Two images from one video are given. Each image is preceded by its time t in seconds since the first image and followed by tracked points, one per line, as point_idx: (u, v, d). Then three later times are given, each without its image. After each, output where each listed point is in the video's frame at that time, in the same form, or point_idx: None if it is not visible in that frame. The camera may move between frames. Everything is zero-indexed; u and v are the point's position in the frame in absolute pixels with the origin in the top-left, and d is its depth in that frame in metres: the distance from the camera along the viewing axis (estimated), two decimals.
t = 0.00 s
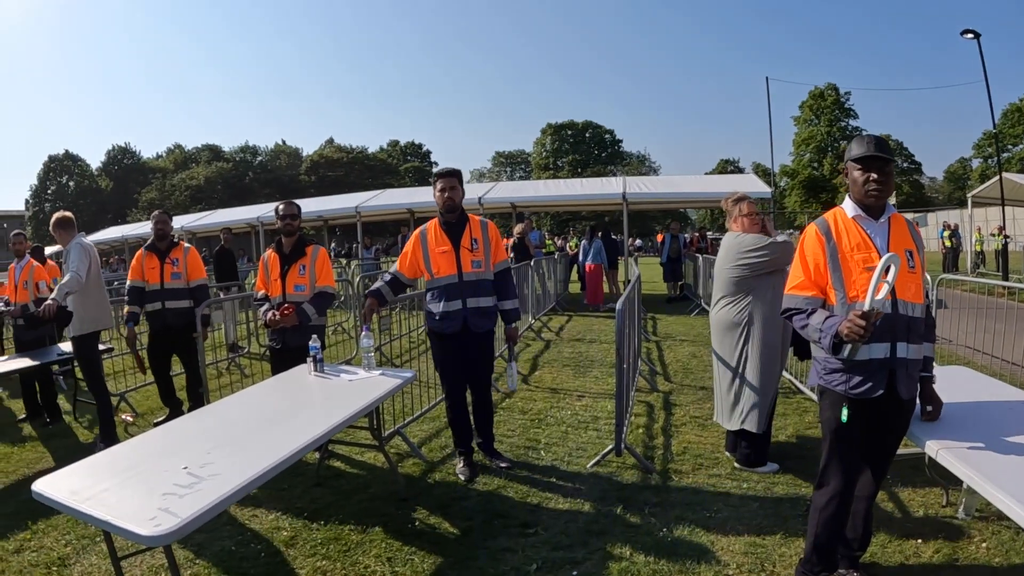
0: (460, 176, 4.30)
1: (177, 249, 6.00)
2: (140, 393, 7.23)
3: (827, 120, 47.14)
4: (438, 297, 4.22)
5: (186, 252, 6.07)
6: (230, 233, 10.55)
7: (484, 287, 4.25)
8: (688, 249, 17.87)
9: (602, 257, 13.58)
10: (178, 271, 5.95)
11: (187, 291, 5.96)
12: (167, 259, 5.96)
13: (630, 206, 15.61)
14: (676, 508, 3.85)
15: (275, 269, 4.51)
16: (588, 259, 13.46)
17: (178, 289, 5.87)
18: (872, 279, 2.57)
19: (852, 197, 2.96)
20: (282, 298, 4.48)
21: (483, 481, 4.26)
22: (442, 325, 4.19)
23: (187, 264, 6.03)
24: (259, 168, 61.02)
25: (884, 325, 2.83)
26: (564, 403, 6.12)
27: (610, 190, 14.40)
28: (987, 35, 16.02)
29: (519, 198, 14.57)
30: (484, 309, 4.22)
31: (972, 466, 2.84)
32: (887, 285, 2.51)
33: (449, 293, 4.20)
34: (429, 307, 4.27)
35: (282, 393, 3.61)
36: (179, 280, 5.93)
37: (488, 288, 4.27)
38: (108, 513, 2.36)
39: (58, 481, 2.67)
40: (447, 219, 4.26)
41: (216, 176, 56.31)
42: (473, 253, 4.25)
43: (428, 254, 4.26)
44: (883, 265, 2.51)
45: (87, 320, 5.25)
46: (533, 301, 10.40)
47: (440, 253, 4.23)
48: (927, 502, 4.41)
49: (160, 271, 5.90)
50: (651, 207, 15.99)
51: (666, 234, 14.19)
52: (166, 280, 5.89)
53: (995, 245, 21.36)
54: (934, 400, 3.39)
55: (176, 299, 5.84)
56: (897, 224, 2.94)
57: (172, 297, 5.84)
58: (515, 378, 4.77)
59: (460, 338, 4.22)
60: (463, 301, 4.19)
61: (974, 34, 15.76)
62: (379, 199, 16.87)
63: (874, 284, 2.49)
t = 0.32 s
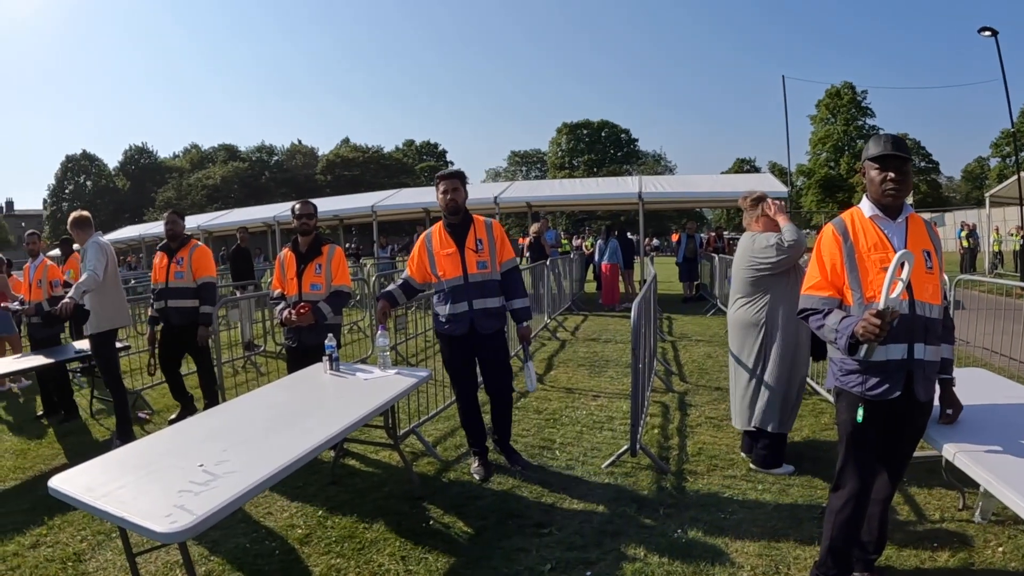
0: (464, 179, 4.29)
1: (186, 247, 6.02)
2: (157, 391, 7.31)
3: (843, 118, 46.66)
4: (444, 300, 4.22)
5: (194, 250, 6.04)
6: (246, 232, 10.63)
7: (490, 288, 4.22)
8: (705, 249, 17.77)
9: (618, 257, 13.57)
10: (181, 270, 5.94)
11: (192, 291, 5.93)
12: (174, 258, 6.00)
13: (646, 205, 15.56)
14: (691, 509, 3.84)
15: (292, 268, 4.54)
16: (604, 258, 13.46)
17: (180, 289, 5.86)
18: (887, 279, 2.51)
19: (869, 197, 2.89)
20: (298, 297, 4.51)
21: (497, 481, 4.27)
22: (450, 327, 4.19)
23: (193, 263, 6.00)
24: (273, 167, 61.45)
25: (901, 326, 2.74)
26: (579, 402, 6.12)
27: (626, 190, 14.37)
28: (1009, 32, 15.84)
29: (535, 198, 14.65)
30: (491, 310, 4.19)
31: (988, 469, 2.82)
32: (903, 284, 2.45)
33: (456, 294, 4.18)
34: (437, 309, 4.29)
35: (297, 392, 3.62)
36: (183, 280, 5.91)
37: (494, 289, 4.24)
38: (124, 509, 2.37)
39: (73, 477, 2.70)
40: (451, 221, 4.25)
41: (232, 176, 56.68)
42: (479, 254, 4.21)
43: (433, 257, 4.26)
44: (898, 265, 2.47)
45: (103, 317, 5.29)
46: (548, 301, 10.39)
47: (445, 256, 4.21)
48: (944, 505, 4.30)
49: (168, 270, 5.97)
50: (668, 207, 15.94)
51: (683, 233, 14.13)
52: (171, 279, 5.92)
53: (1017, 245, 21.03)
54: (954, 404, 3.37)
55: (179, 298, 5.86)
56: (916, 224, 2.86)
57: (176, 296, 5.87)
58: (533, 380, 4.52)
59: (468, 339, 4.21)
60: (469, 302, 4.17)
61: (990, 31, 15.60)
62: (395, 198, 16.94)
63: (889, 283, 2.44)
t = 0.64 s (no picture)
0: (475, 181, 4.26)
1: (186, 249, 6.09)
2: (171, 390, 7.36)
3: (856, 118, 46.35)
4: (454, 302, 4.19)
5: (195, 251, 6.06)
6: (260, 232, 10.69)
7: (500, 289, 4.18)
8: (718, 250, 17.69)
9: (631, 258, 13.54)
10: (180, 270, 6.03)
11: (190, 290, 5.99)
12: (175, 260, 6.12)
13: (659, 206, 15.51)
14: (705, 511, 3.83)
15: (306, 268, 4.56)
16: (617, 259, 13.44)
17: (176, 289, 5.96)
18: (905, 282, 2.49)
19: (885, 198, 2.86)
20: (312, 297, 4.53)
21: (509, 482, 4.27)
22: (459, 329, 4.16)
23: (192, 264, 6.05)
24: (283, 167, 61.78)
25: (917, 328, 2.72)
26: (592, 403, 6.11)
27: (639, 190, 14.32)
28: None
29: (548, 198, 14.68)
30: (501, 312, 4.14)
31: (1005, 473, 2.79)
32: (922, 287, 2.43)
33: (465, 296, 4.15)
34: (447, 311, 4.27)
35: (310, 392, 3.63)
36: (182, 280, 6.03)
37: (504, 290, 4.20)
38: (138, 509, 2.37)
39: (87, 476, 2.71)
40: (461, 223, 4.23)
41: (244, 176, 57.08)
42: (488, 256, 4.19)
43: (444, 259, 4.26)
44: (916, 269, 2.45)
45: (114, 317, 5.31)
46: (561, 301, 10.38)
47: (454, 258, 4.20)
48: (958, 508, 4.24)
49: (172, 269, 6.11)
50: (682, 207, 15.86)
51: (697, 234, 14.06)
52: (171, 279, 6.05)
53: None
54: (970, 407, 3.27)
55: (177, 297, 5.95)
56: (932, 226, 2.83)
57: (175, 296, 5.96)
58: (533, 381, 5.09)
59: (476, 341, 4.17)
60: (479, 305, 4.12)
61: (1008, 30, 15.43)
62: (408, 198, 16.99)
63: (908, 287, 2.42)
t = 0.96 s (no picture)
0: (485, 183, 4.25)
1: (191, 250, 6.12)
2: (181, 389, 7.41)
3: (865, 119, 46.11)
4: (463, 304, 4.20)
5: (200, 251, 6.08)
6: (270, 232, 10.72)
7: (510, 291, 4.18)
8: (727, 251, 17.63)
9: (640, 259, 13.52)
10: (186, 270, 6.07)
11: (195, 290, 6.04)
12: (181, 260, 6.14)
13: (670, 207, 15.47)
14: (716, 513, 3.83)
15: (317, 269, 4.58)
16: (627, 260, 13.44)
17: (182, 289, 6.03)
18: (921, 286, 2.48)
19: (900, 200, 2.84)
20: (323, 298, 4.55)
21: (519, 484, 4.27)
22: (469, 330, 4.17)
23: (197, 264, 6.08)
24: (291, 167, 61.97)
25: (932, 332, 2.70)
26: (602, 405, 6.11)
27: (649, 191, 14.30)
28: None
29: (558, 198, 14.66)
30: (510, 314, 4.15)
31: (1017, 477, 2.78)
32: (938, 291, 2.41)
33: (474, 298, 4.15)
34: (456, 313, 4.28)
35: (323, 392, 3.65)
36: (189, 280, 6.08)
37: (514, 291, 4.19)
38: (151, 509, 2.38)
39: (100, 476, 2.73)
40: (470, 224, 4.22)
41: (253, 177, 57.30)
42: (498, 258, 4.17)
43: (454, 260, 4.25)
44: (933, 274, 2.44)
45: (123, 318, 5.34)
46: (570, 302, 10.37)
47: (464, 260, 4.19)
48: (968, 511, 4.21)
49: (178, 270, 6.16)
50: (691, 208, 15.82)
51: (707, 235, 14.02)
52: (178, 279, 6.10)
53: None
54: (983, 410, 3.26)
55: (182, 297, 6.01)
56: (947, 229, 2.81)
57: (181, 296, 6.02)
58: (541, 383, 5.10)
59: (486, 342, 4.19)
60: (488, 307, 4.14)
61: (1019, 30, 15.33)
62: (417, 199, 17.02)
63: (923, 291, 2.41)
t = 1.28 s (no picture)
0: (487, 184, 4.25)
1: (197, 249, 6.12)
2: (185, 389, 7.44)
3: (870, 119, 45.98)
4: (465, 305, 4.21)
5: (206, 251, 6.12)
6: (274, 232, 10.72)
7: (511, 292, 4.16)
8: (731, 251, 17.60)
9: (645, 259, 13.49)
10: (194, 270, 6.02)
11: (206, 290, 6.01)
12: (187, 260, 6.10)
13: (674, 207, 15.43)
14: (721, 515, 3.82)
15: (321, 269, 4.57)
16: (632, 261, 13.43)
17: (192, 289, 5.97)
18: (930, 288, 2.47)
19: (908, 201, 2.83)
20: (327, 298, 4.54)
21: (523, 485, 4.27)
22: (471, 331, 4.18)
23: (205, 264, 6.08)
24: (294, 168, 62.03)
25: (940, 335, 2.69)
26: (606, 405, 6.11)
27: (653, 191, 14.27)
28: None
29: (562, 198, 14.65)
30: (512, 315, 4.13)
31: None
32: (947, 294, 2.40)
33: (476, 299, 4.16)
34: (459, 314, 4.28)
35: (328, 392, 3.66)
36: (196, 279, 6.01)
37: (515, 292, 4.17)
38: (155, 510, 2.38)
39: (103, 477, 2.73)
40: (472, 225, 4.22)
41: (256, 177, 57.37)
42: (499, 259, 4.16)
43: (456, 262, 4.26)
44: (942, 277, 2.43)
45: (122, 318, 5.33)
46: (574, 303, 10.36)
47: (466, 261, 4.19)
48: (973, 514, 4.19)
49: (181, 270, 6.07)
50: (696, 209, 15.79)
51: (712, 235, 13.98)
52: (184, 278, 6.02)
53: None
54: (990, 413, 3.24)
55: (193, 297, 5.96)
56: (956, 230, 2.80)
57: (191, 295, 5.97)
58: (545, 383, 5.25)
59: (488, 343, 4.19)
60: (488, 308, 4.13)
61: None
62: (421, 199, 17.01)
63: (933, 293, 2.40)
